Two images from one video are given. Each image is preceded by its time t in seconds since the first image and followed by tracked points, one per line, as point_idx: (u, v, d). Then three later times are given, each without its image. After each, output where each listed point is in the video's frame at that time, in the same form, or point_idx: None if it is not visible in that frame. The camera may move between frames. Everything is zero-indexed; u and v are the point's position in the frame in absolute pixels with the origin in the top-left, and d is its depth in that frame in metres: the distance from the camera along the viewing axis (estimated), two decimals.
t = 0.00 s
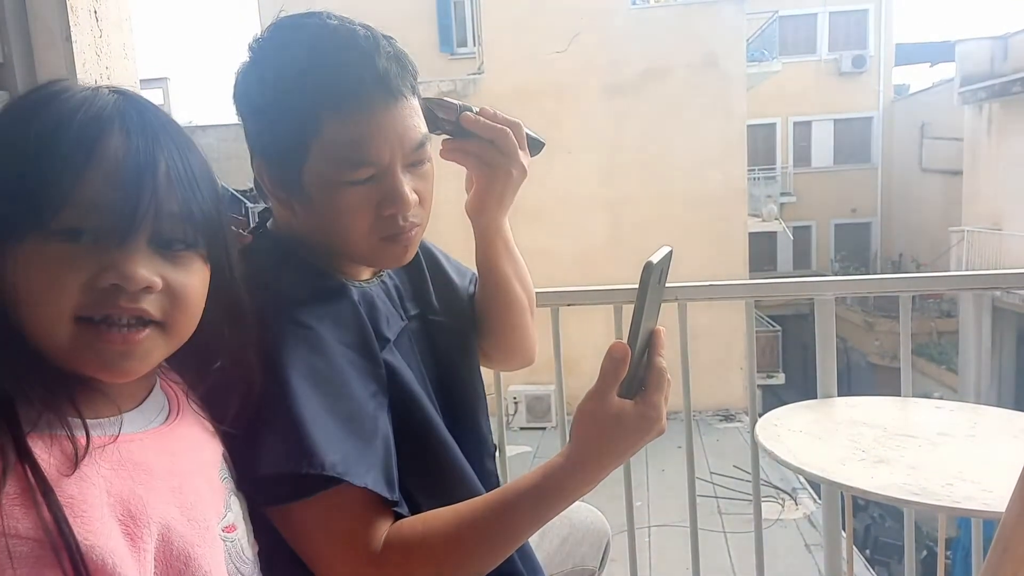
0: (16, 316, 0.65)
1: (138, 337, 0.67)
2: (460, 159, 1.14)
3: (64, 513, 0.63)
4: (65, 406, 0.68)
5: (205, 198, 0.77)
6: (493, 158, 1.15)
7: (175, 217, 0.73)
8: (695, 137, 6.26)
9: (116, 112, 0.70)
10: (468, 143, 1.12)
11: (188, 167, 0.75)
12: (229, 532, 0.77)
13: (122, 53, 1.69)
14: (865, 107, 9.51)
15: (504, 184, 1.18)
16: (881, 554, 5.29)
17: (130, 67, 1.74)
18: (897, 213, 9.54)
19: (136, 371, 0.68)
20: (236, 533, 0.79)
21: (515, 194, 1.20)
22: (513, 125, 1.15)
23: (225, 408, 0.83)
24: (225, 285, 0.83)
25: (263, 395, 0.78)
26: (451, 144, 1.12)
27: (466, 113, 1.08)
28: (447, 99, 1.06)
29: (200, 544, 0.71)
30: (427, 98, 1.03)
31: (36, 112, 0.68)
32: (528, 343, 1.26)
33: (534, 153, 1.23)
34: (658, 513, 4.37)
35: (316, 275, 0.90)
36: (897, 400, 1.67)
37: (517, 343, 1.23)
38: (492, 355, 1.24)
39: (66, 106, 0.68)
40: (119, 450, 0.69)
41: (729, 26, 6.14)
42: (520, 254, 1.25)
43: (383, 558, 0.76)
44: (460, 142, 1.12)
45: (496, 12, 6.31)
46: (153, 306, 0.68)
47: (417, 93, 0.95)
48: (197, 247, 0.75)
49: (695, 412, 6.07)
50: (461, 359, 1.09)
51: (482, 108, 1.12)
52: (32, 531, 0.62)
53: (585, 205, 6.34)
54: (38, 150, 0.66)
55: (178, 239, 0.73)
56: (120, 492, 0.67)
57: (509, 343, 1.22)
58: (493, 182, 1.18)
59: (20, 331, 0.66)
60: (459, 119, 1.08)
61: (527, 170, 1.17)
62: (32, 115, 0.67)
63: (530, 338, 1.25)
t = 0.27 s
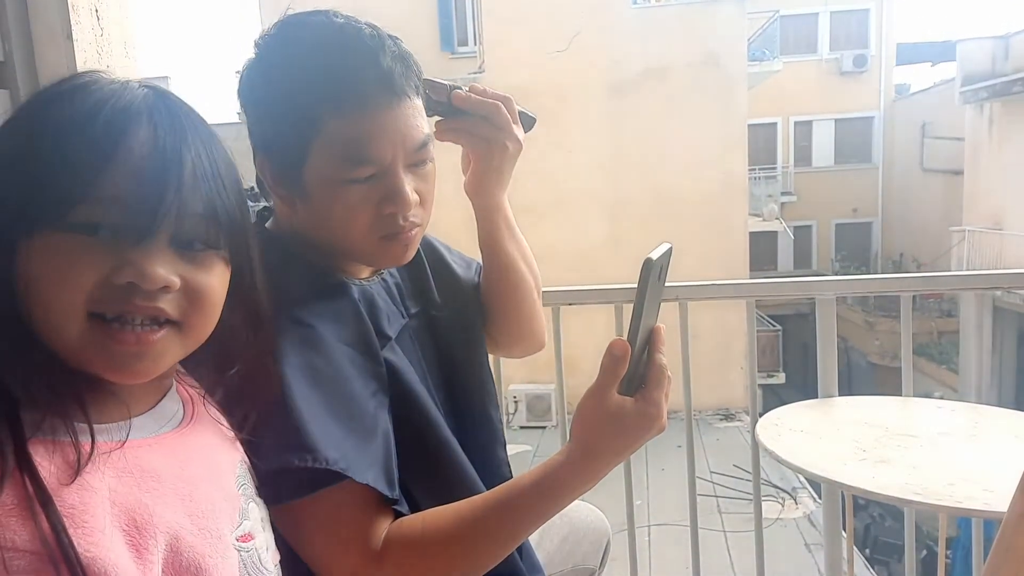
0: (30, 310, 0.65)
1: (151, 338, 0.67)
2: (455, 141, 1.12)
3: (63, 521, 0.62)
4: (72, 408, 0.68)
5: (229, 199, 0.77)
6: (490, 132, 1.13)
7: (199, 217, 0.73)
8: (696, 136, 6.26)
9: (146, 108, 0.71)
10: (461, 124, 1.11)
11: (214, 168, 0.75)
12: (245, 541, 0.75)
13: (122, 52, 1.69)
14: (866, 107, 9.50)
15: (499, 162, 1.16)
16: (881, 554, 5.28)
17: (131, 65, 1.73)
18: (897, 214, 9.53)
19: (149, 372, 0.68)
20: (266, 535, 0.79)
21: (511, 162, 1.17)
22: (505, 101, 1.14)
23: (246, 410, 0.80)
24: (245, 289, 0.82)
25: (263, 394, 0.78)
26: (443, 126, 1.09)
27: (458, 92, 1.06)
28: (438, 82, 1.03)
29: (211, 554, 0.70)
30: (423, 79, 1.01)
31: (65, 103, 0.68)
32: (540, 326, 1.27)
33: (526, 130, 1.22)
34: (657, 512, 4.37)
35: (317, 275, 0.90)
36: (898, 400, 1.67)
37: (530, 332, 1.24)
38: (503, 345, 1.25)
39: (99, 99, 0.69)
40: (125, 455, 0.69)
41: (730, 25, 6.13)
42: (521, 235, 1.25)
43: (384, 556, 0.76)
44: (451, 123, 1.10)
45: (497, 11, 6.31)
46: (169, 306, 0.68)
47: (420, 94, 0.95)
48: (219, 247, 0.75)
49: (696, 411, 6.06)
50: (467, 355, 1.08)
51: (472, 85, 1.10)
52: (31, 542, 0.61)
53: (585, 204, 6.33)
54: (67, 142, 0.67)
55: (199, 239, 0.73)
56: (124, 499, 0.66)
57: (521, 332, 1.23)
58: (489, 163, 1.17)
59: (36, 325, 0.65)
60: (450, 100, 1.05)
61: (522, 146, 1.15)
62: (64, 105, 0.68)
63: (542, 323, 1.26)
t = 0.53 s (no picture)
0: (63, 328, 0.55)
1: (193, 361, 0.58)
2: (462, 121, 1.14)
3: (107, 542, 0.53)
4: (117, 420, 0.58)
5: (294, 215, 0.65)
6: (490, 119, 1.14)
7: (259, 239, 0.61)
8: (697, 137, 6.27)
9: (215, 115, 0.60)
10: (464, 103, 1.12)
11: (279, 183, 0.63)
12: (285, 557, 0.67)
13: (124, 52, 1.67)
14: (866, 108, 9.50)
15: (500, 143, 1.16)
16: (880, 555, 5.29)
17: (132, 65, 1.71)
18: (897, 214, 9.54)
19: (195, 399, 0.59)
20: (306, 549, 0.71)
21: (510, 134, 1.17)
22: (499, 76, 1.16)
23: (294, 427, 0.75)
24: (305, 305, 0.71)
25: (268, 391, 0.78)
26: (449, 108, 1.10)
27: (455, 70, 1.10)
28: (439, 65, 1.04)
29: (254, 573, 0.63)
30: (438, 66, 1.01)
31: (124, 101, 0.58)
32: (551, 308, 1.24)
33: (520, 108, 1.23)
34: (657, 513, 4.37)
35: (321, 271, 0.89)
36: (899, 400, 1.67)
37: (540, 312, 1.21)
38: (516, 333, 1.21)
39: (166, 101, 0.59)
40: (169, 467, 0.61)
41: (730, 26, 6.14)
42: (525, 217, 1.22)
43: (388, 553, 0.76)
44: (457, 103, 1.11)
45: (497, 11, 6.31)
46: (216, 329, 0.58)
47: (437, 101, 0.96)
48: (277, 274, 0.63)
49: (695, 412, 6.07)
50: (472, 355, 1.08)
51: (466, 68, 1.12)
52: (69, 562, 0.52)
53: (585, 205, 6.33)
54: (121, 147, 0.56)
55: (256, 263, 0.61)
56: (169, 516, 0.58)
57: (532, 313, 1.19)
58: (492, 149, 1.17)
59: (71, 348, 0.56)
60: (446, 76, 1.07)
61: (518, 118, 1.16)
62: (126, 105, 0.58)
63: (553, 302, 1.22)
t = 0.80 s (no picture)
0: (108, 341, 0.55)
1: (240, 371, 0.58)
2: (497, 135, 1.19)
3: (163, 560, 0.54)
4: (167, 429, 0.58)
5: (334, 216, 0.64)
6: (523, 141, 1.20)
7: (299, 243, 0.61)
8: (697, 138, 6.27)
9: (250, 117, 0.59)
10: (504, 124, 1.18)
11: (318, 183, 0.62)
12: (332, 557, 0.70)
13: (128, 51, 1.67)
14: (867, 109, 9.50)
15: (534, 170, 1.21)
16: (880, 556, 5.29)
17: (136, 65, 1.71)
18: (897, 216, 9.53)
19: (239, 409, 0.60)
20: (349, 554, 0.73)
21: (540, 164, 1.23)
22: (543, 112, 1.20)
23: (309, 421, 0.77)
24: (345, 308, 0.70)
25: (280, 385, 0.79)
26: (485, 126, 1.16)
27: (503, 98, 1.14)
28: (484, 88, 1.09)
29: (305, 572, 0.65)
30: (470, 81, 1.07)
31: (162, 109, 0.57)
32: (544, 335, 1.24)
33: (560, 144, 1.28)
34: (656, 514, 4.37)
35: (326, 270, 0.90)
36: (902, 402, 1.66)
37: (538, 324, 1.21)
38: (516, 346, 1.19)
39: (196, 103, 0.58)
40: (218, 476, 0.62)
41: (731, 27, 6.14)
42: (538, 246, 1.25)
43: (394, 545, 0.78)
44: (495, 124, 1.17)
45: (498, 12, 6.31)
46: (262, 341, 0.58)
47: (443, 106, 0.96)
48: (318, 276, 0.63)
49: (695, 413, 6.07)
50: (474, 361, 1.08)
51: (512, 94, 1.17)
52: None
53: (586, 205, 6.33)
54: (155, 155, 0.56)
55: (298, 267, 0.61)
56: (217, 528, 0.60)
57: (531, 319, 1.19)
58: (526, 174, 1.22)
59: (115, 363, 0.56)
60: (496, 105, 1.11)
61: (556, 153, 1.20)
62: (159, 112, 0.57)
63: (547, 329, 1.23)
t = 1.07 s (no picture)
0: (110, 317, 0.60)
1: (232, 352, 0.62)
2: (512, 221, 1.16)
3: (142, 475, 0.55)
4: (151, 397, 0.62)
5: (320, 211, 0.70)
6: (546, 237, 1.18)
7: (290, 231, 0.66)
8: (698, 138, 6.28)
9: (245, 113, 0.65)
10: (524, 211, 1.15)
11: (306, 177, 0.68)
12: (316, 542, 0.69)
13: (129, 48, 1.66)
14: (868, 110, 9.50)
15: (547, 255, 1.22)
16: (879, 557, 5.30)
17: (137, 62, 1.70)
18: (898, 217, 9.53)
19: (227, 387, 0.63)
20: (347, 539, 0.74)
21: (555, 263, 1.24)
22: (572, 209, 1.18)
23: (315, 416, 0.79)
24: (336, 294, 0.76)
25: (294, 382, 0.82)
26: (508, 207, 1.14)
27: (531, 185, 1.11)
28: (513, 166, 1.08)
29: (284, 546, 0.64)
30: (496, 159, 1.07)
31: (164, 105, 0.64)
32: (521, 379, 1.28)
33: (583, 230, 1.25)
34: (656, 514, 4.36)
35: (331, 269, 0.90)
36: (903, 404, 1.66)
37: (524, 356, 1.25)
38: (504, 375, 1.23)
39: (193, 101, 0.64)
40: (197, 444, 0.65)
41: (733, 27, 6.14)
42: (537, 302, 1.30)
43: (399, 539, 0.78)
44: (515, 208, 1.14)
45: (500, 11, 6.30)
46: (252, 325, 0.62)
47: (443, 106, 0.96)
48: (309, 264, 0.68)
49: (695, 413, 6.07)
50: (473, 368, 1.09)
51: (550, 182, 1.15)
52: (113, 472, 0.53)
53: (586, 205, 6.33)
54: (154, 147, 0.62)
55: (290, 254, 0.66)
56: (194, 478, 0.61)
57: (515, 358, 1.23)
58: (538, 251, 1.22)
59: (116, 340, 0.60)
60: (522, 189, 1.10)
61: (572, 252, 1.20)
62: (163, 109, 0.63)
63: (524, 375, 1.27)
